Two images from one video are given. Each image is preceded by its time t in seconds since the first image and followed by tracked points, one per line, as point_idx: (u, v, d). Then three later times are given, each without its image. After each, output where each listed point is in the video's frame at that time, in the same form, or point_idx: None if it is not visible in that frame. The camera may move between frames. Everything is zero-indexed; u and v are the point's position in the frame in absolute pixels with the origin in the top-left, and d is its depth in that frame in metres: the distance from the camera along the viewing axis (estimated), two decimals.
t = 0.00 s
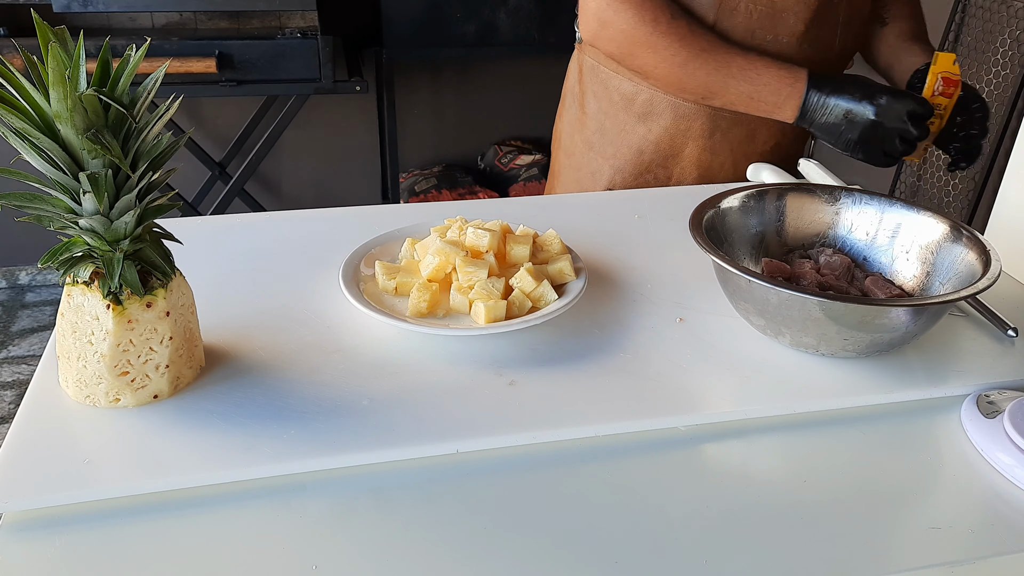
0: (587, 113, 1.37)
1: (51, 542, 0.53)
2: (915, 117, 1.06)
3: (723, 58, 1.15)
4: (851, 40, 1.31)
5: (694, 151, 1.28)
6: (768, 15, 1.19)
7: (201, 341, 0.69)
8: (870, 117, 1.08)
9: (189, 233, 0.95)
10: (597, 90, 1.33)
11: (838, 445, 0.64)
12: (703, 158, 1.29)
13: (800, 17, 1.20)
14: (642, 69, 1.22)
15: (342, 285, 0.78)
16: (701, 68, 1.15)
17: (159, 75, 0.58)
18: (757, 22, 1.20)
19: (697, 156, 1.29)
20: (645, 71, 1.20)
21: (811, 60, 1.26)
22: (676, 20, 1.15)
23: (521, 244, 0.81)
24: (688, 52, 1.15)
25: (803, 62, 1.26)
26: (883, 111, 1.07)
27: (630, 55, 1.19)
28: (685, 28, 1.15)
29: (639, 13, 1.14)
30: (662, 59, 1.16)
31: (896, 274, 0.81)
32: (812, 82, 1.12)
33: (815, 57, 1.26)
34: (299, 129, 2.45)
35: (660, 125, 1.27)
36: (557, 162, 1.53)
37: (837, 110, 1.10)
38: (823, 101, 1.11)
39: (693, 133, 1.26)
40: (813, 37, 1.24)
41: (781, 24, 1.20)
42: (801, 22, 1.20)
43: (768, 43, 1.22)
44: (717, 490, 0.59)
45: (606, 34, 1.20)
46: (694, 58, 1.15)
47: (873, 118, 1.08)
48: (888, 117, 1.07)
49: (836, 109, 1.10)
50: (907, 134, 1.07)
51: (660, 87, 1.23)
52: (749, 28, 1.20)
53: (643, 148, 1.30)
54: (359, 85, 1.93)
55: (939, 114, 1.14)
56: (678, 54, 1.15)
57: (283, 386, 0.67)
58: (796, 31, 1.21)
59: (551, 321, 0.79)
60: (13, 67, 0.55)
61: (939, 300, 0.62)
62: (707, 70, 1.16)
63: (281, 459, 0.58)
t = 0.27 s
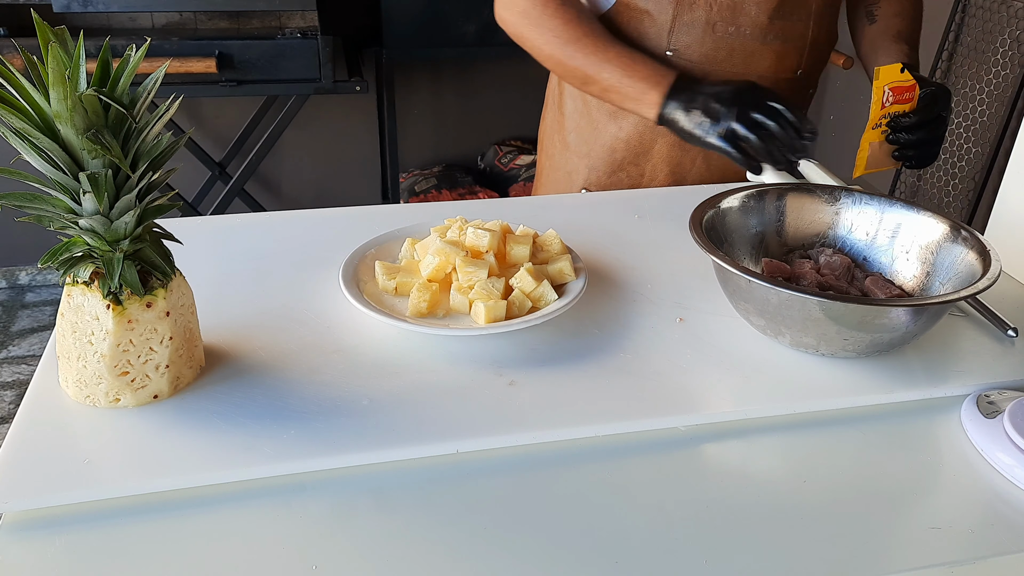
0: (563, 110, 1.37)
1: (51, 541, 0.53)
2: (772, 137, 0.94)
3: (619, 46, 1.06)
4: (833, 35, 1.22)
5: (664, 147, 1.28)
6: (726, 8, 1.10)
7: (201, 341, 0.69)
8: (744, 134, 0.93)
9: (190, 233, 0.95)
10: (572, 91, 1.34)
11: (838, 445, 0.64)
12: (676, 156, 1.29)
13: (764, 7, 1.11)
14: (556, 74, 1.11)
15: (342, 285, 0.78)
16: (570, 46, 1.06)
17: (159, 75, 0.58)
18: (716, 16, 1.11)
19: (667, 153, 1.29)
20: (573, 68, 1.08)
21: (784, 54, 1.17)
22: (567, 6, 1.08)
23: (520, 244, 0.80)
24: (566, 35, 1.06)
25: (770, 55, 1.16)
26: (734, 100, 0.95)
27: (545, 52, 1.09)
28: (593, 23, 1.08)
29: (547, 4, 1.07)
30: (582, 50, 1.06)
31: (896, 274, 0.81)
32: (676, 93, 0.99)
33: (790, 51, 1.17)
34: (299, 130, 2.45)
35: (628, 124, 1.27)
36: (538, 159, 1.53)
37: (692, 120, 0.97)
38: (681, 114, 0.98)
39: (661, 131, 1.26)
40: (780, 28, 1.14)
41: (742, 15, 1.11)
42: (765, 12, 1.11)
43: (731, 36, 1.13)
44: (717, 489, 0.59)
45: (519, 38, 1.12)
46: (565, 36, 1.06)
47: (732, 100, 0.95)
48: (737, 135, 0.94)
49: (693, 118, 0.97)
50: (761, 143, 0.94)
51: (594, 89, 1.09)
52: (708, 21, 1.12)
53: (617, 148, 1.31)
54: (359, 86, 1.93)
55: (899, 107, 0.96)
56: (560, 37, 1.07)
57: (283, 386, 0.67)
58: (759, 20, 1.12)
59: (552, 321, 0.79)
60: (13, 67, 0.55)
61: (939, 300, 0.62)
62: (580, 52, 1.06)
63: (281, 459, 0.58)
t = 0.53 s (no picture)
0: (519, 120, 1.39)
1: (51, 541, 0.53)
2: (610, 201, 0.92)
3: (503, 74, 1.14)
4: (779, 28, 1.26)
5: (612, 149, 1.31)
6: (660, 7, 1.17)
7: (201, 341, 0.69)
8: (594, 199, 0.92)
9: (190, 233, 0.95)
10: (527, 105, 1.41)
11: (838, 446, 0.64)
12: (626, 157, 1.32)
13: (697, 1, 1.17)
14: (460, 102, 1.17)
15: (342, 285, 0.78)
16: (474, 75, 1.12)
17: (158, 75, 0.58)
18: (652, 16, 1.18)
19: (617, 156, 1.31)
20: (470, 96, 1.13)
21: (725, 49, 1.22)
22: (472, 34, 1.15)
23: (520, 244, 0.81)
24: (466, 64, 1.13)
25: (710, 52, 1.21)
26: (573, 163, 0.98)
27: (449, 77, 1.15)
28: (491, 53, 1.16)
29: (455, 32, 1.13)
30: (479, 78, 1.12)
31: (896, 274, 0.81)
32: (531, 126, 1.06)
33: (731, 45, 1.22)
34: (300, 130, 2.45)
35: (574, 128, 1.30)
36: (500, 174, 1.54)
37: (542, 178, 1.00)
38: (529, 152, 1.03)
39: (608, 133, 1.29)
40: (719, 23, 1.19)
41: (677, 13, 1.18)
42: (699, 8, 1.17)
43: (667, 33, 1.19)
44: (717, 490, 0.59)
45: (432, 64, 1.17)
46: (461, 54, 1.13)
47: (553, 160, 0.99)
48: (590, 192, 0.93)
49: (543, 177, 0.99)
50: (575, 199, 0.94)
51: (486, 118, 1.12)
52: (644, 22, 1.19)
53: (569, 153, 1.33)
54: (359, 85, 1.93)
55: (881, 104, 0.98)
56: (464, 65, 1.13)
57: (283, 386, 0.67)
58: (695, 17, 1.18)
59: (552, 321, 0.79)
60: (13, 67, 0.55)
61: (939, 300, 0.62)
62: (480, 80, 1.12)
63: (280, 459, 0.58)
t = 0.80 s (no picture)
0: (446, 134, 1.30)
1: (51, 542, 0.53)
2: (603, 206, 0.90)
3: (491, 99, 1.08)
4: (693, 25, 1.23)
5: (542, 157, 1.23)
6: (577, 9, 1.11)
7: (201, 341, 0.69)
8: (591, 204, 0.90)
9: (190, 233, 0.95)
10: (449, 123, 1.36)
11: (838, 446, 0.64)
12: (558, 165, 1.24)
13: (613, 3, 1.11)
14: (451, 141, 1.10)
15: (342, 285, 0.78)
16: (461, 108, 1.05)
17: (158, 75, 0.58)
18: (569, 19, 1.11)
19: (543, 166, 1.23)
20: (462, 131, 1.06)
21: (644, 50, 1.17)
22: (444, 65, 1.08)
23: (520, 245, 0.81)
24: (446, 97, 1.06)
25: (629, 52, 1.16)
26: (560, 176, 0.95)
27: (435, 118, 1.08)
28: (466, 80, 1.09)
29: (425, 68, 1.06)
30: (465, 110, 1.05)
31: (895, 274, 0.81)
32: (524, 146, 1.01)
33: (650, 44, 1.17)
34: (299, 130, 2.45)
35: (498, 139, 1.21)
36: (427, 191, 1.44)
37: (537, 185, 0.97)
38: (526, 169, 0.99)
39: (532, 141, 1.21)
40: (635, 24, 1.14)
41: (594, 17, 1.12)
42: (616, 9, 1.12)
43: (585, 37, 1.13)
44: (717, 490, 0.59)
45: (411, 107, 1.09)
46: (423, 82, 1.06)
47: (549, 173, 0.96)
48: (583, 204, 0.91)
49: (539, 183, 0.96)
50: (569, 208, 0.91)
51: (478, 149, 1.06)
52: (561, 27, 1.12)
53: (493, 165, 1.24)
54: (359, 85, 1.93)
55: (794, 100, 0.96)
56: (445, 99, 1.06)
57: (283, 386, 0.67)
58: (613, 18, 1.12)
59: (552, 322, 0.79)
60: (13, 67, 0.55)
61: (939, 300, 0.62)
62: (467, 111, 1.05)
63: (280, 459, 0.58)
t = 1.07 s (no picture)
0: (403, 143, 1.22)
1: (51, 542, 0.52)
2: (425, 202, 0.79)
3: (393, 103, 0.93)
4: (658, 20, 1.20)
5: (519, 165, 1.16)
6: (543, 12, 1.06)
7: (201, 341, 0.69)
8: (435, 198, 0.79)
9: (191, 233, 0.95)
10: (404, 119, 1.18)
11: (838, 446, 0.64)
12: (533, 172, 1.17)
13: (582, 4, 1.06)
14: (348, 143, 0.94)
15: (342, 285, 0.78)
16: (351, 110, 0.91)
17: (159, 75, 0.58)
18: (536, 22, 1.06)
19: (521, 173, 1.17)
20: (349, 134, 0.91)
21: (614, 49, 1.12)
22: (352, 63, 0.95)
23: (519, 244, 0.80)
24: (344, 93, 0.92)
25: (600, 53, 1.11)
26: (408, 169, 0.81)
27: (331, 117, 0.93)
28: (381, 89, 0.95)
29: (333, 63, 0.94)
30: (358, 109, 0.90)
31: (896, 274, 0.81)
32: (388, 142, 0.85)
33: (620, 44, 1.12)
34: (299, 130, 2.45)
35: (472, 150, 1.14)
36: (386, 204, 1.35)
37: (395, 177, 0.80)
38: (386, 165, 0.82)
39: (511, 148, 1.14)
40: (605, 24, 1.09)
41: (563, 18, 1.07)
42: (584, 10, 1.07)
43: (556, 40, 1.07)
44: (717, 490, 0.59)
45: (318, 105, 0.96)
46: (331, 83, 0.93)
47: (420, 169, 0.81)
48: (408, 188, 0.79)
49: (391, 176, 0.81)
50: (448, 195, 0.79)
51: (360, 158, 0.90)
52: (529, 31, 1.06)
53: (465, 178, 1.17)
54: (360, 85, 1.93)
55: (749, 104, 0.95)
56: (344, 96, 0.92)
57: (282, 386, 0.67)
58: (581, 19, 1.07)
59: (551, 322, 0.79)
60: (13, 67, 0.55)
61: (939, 300, 0.62)
62: (360, 110, 0.90)
63: (280, 459, 0.58)
